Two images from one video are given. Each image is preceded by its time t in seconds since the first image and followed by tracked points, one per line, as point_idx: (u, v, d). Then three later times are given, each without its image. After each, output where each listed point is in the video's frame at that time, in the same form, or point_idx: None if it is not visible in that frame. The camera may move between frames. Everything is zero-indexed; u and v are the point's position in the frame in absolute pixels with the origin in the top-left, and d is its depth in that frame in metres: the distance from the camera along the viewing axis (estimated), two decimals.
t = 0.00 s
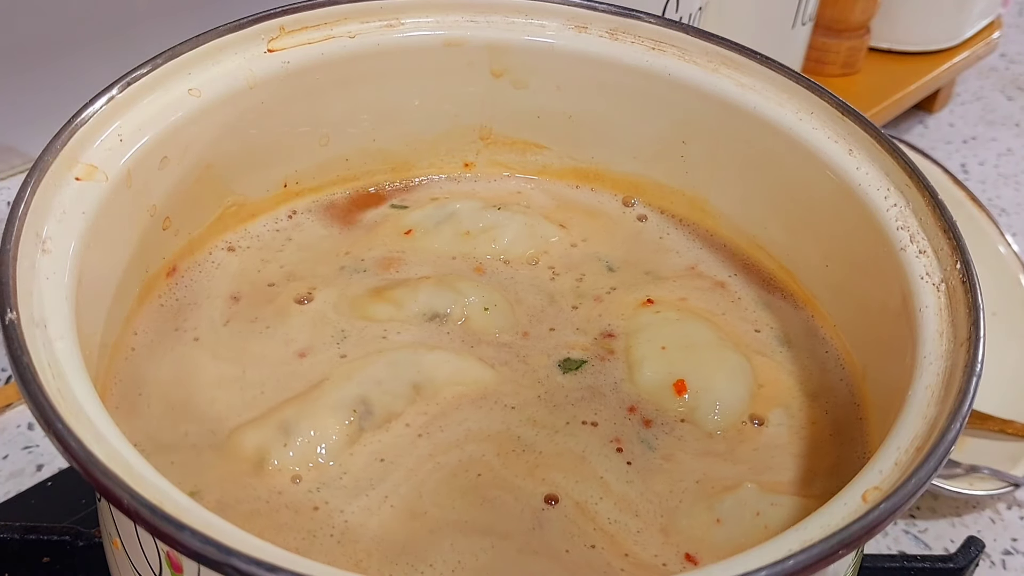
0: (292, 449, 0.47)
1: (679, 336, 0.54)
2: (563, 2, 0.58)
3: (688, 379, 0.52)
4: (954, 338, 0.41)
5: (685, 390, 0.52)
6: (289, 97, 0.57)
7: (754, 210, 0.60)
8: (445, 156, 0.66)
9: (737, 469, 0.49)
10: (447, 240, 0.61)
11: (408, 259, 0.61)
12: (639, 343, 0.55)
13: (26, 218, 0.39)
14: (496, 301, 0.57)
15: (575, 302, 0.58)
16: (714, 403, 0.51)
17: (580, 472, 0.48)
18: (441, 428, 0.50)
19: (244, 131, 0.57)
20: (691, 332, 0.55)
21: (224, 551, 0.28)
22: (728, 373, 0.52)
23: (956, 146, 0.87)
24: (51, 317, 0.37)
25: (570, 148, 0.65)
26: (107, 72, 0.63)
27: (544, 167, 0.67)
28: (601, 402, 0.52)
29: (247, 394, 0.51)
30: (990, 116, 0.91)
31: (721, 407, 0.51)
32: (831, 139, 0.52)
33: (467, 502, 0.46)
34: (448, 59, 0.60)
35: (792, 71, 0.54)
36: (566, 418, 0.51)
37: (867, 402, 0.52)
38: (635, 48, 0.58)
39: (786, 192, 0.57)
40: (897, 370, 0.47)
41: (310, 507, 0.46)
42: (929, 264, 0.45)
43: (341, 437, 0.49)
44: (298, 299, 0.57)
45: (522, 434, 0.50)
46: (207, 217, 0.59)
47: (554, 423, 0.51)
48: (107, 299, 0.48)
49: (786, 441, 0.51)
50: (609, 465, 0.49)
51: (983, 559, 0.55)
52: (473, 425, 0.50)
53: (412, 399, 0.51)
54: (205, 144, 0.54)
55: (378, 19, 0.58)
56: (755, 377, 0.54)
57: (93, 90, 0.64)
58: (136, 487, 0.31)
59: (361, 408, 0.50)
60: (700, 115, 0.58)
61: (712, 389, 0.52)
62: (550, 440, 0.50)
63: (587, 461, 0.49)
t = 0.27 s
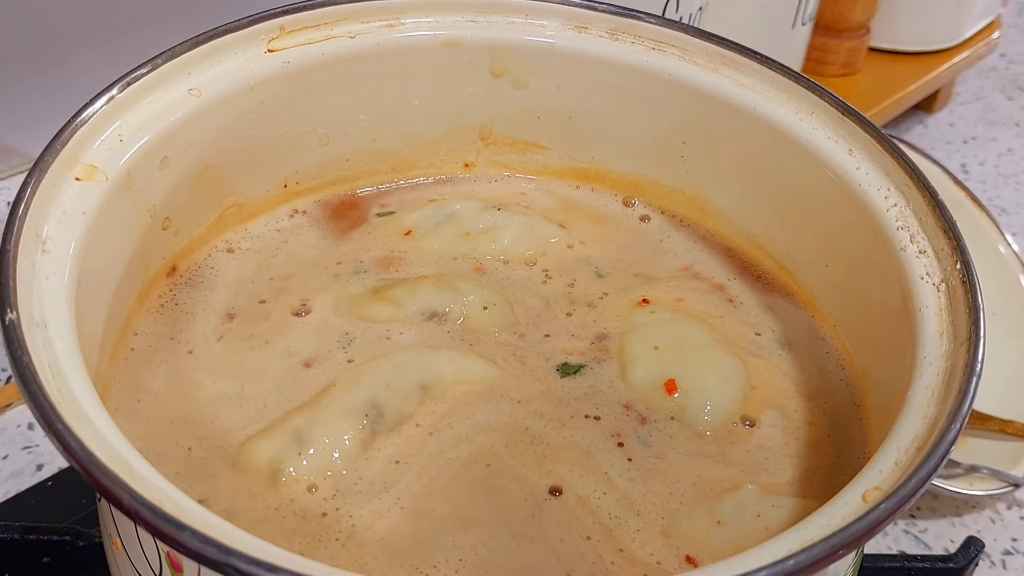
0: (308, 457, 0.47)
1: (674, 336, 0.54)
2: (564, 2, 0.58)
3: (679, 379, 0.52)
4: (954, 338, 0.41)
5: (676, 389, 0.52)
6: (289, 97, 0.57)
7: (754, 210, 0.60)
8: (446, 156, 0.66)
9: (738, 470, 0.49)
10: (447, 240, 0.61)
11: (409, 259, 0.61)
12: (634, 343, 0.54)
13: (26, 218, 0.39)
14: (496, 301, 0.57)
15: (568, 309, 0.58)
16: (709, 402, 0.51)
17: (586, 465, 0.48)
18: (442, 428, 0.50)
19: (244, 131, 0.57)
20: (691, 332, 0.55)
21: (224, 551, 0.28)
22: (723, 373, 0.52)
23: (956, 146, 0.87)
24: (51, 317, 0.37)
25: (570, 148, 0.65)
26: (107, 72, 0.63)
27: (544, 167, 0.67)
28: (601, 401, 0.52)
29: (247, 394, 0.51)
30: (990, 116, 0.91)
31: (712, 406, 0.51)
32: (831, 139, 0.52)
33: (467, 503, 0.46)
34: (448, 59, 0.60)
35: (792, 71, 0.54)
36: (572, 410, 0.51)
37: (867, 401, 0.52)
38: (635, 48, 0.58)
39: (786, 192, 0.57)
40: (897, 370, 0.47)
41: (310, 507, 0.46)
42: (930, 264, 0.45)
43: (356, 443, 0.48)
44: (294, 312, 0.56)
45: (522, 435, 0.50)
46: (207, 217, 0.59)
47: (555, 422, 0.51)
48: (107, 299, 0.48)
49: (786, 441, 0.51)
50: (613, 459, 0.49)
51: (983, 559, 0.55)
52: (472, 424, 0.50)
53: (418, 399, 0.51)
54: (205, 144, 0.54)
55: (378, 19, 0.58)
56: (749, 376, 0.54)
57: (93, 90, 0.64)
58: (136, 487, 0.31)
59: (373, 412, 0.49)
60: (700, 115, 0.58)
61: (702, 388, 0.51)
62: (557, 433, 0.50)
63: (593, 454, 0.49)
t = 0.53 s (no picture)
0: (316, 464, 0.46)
1: (671, 335, 0.54)
2: (563, 2, 0.58)
3: (674, 378, 0.52)
4: (954, 338, 0.41)
5: (671, 389, 0.52)
6: (289, 97, 0.57)
7: (754, 210, 0.60)
8: (446, 156, 0.66)
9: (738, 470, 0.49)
10: (447, 239, 0.61)
11: (408, 259, 0.61)
12: (631, 342, 0.54)
13: (26, 218, 0.39)
14: (495, 301, 0.57)
15: (563, 313, 0.57)
16: (706, 400, 0.51)
17: (586, 466, 0.48)
18: (440, 430, 0.50)
19: (244, 131, 0.57)
20: (691, 331, 0.55)
21: (224, 551, 0.28)
22: (720, 373, 0.52)
23: (956, 146, 0.87)
24: (51, 317, 0.37)
25: (570, 149, 0.65)
26: (107, 72, 0.63)
27: (544, 167, 0.67)
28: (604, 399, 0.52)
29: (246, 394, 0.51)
30: (990, 116, 0.91)
31: (706, 406, 0.51)
32: (831, 139, 0.52)
33: (467, 502, 0.46)
34: (448, 59, 0.60)
35: (792, 71, 0.54)
36: (574, 404, 0.52)
37: (868, 401, 0.52)
38: (636, 48, 0.58)
39: (786, 192, 0.57)
40: (897, 371, 0.47)
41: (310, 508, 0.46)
42: (930, 264, 0.45)
43: (364, 447, 0.48)
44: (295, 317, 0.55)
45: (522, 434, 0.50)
46: (207, 217, 0.59)
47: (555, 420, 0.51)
48: (107, 298, 0.48)
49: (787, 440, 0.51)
50: (615, 454, 0.49)
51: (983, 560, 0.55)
52: (472, 425, 0.50)
53: (423, 402, 0.50)
54: (205, 144, 0.54)
55: (378, 19, 0.58)
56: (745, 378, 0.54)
57: (93, 90, 0.64)
58: (136, 487, 0.31)
59: (380, 415, 0.49)
60: (700, 115, 0.58)
61: (696, 389, 0.51)
62: (559, 427, 0.50)
63: (595, 449, 0.49)
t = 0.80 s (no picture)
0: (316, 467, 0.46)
1: (667, 335, 0.54)
2: (563, 2, 0.58)
3: (668, 378, 0.52)
4: (954, 338, 0.41)
5: (665, 388, 0.52)
6: (289, 97, 0.57)
7: (754, 210, 0.60)
8: (446, 156, 0.66)
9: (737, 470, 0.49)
10: (447, 239, 0.61)
11: (408, 259, 0.61)
12: (628, 341, 0.54)
13: (26, 218, 0.39)
14: (495, 301, 0.57)
15: (559, 315, 0.57)
16: (704, 398, 0.51)
17: (586, 466, 0.48)
18: (439, 429, 0.50)
19: (244, 131, 0.57)
20: (690, 331, 0.55)
21: (224, 551, 0.28)
22: (716, 372, 0.52)
23: (956, 146, 0.87)
24: (51, 317, 0.37)
25: (570, 149, 0.65)
26: (107, 72, 0.63)
27: (544, 167, 0.67)
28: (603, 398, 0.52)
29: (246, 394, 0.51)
30: (990, 116, 0.91)
31: (701, 405, 0.51)
32: (831, 139, 0.52)
33: (467, 502, 0.46)
34: (448, 59, 0.60)
35: (792, 71, 0.54)
36: (573, 400, 0.52)
37: (868, 401, 0.52)
38: (636, 48, 0.58)
39: (786, 192, 0.57)
40: (897, 371, 0.47)
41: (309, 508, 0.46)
42: (929, 264, 0.45)
43: (366, 450, 0.48)
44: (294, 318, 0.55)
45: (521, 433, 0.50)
46: (207, 217, 0.59)
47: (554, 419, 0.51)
48: (107, 298, 0.48)
49: (786, 439, 0.51)
50: (614, 451, 0.49)
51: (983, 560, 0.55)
52: (471, 425, 0.50)
53: (425, 403, 0.50)
54: (205, 145, 0.54)
55: (378, 19, 0.58)
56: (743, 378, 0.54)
57: (93, 90, 0.64)
58: (136, 487, 0.31)
59: (381, 417, 0.49)
60: (700, 115, 0.58)
61: (696, 388, 0.51)
62: (560, 423, 0.50)
63: (595, 445, 0.49)
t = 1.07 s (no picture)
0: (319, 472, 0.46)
1: (665, 334, 0.54)
2: (563, 2, 0.58)
3: (663, 378, 0.52)
4: (954, 338, 0.41)
5: (661, 387, 0.52)
6: (289, 97, 0.57)
7: (754, 210, 0.60)
8: (446, 156, 0.66)
9: (736, 468, 0.49)
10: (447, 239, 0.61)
11: (408, 259, 0.61)
12: (627, 340, 0.54)
13: (26, 218, 0.39)
14: (495, 301, 0.57)
15: (556, 317, 0.57)
16: (702, 396, 0.51)
17: (585, 465, 0.48)
18: (438, 429, 0.50)
19: (244, 131, 0.57)
20: (689, 330, 0.55)
21: (224, 551, 0.28)
22: (712, 371, 0.52)
23: (956, 146, 0.87)
24: (51, 317, 0.37)
25: (570, 149, 0.65)
26: (107, 72, 0.63)
27: (544, 167, 0.67)
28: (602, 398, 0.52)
29: (245, 394, 0.51)
30: (990, 116, 0.91)
31: (697, 403, 0.51)
32: (831, 139, 0.52)
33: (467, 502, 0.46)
34: (448, 59, 0.60)
35: (792, 72, 0.54)
36: (572, 397, 0.52)
37: (868, 401, 0.51)
38: (636, 48, 0.58)
39: (785, 192, 0.57)
40: (897, 371, 0.47)
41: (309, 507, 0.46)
42: (930, 263, 0.45)
43: (368, 452, 0.48)
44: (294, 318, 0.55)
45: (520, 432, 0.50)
46: (207, 217, 0.59)
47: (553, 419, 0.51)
48: (107, 298, 0.48)
49: (786, 438, 0.51)
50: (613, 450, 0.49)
51: (983, 560, 0.55)
52: (470, 424, 0.50)
53: (426, 404, 0.50)
54: (204, 145, 0.54)
55: (378, 19, 0.58)
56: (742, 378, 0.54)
57: (93, 90, 0.64)
58: (136, 487, 0.31)
59: (384, 420, 0.49)
60: (700, 115, 0.58)
61: (693, 388, 0.51)
62: (560, 420, 0.50)
63: (595, 442, 0.50)
